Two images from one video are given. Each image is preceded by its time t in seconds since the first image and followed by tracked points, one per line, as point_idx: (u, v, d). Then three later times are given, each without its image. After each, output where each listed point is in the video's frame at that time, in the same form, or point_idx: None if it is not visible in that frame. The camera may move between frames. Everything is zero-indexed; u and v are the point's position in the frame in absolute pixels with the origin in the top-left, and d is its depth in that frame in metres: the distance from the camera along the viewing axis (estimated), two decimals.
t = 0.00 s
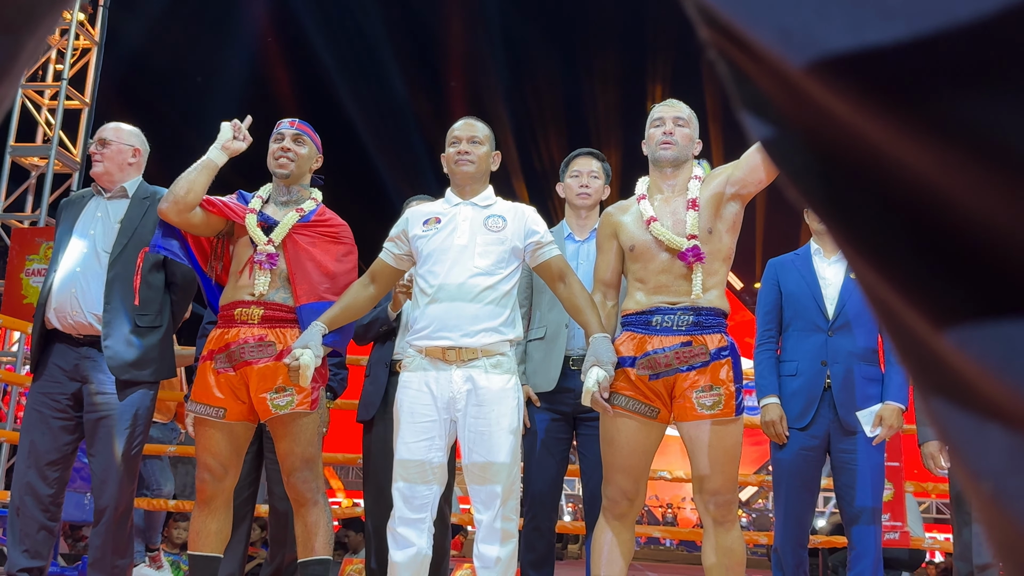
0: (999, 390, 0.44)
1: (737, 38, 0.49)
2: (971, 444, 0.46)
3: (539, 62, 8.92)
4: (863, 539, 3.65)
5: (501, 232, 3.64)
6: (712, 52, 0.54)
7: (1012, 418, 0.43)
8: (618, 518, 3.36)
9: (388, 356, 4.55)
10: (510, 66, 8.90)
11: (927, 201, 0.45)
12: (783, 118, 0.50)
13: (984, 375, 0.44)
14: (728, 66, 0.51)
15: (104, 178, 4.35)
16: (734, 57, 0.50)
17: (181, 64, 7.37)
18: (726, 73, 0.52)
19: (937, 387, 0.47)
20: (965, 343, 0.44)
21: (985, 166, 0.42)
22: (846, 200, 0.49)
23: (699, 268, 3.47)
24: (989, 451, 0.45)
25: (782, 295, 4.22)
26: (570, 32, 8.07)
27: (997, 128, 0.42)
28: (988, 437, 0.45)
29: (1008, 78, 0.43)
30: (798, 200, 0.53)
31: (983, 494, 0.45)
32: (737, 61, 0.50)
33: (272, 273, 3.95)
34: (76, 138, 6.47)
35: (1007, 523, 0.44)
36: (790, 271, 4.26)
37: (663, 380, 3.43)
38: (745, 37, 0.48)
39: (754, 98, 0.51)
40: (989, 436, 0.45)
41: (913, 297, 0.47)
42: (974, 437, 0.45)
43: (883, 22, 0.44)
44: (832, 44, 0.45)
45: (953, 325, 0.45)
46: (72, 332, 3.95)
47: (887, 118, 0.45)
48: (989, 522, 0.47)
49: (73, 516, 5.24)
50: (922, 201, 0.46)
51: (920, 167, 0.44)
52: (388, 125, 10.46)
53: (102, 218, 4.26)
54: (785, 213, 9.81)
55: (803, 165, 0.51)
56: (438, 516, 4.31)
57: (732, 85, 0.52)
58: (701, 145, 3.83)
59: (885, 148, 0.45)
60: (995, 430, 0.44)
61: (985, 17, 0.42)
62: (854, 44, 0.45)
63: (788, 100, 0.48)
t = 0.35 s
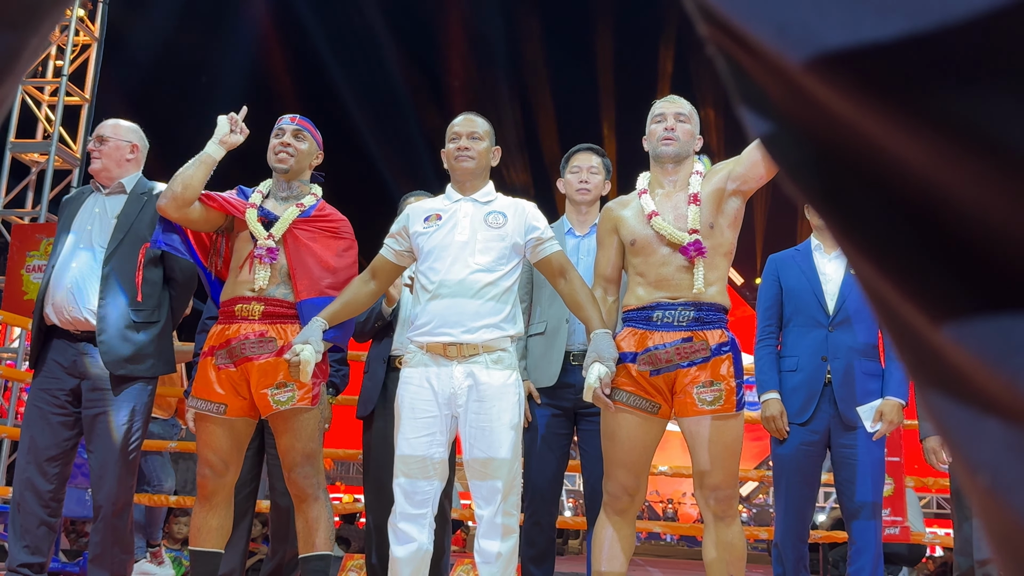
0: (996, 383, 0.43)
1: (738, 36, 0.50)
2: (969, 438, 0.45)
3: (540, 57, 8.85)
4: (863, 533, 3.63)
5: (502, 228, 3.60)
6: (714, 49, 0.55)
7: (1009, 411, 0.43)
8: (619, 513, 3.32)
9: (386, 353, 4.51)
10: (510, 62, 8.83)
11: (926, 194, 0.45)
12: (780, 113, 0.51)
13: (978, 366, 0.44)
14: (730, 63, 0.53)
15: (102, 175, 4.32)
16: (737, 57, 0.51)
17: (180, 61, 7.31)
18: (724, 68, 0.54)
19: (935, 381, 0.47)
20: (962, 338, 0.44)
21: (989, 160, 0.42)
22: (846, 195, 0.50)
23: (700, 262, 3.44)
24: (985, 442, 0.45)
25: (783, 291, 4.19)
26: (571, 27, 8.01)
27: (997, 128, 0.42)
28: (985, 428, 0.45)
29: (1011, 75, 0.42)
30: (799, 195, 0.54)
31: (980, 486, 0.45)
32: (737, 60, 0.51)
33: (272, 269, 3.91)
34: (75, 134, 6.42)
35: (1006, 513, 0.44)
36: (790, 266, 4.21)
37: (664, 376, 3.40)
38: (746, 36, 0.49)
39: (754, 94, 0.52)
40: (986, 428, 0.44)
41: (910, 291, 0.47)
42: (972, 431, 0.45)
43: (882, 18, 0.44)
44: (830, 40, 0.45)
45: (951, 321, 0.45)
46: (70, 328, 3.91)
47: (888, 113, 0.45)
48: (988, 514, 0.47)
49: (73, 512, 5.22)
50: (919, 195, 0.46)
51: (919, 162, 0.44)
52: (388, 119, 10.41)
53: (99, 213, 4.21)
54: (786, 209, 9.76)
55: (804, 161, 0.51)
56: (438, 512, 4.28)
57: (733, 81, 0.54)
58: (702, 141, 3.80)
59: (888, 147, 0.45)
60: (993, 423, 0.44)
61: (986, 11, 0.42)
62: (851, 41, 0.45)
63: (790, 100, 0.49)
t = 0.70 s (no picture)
0: (1002, 371, 0.40)
1: (747, 30, 0.44)
2: (978, 430, 0.42)
3: (541, 55, 8.82)
4: (863, 528, 3.58)
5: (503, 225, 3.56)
6: (722, 42, 0.49)
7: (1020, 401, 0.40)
8: (620, 509, 3.29)
9: (387, 348, 4.47)
10: (512, 59, 8.79)
11: (934, 185, 0.41)
12: (790, 109, 0.45)
13: (986, 357, 0.40)
14: (736, 58, 0.47)
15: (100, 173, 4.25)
16: (746, 52, 0.46)
17: (179, 60, 7.27)
18: (734, 62, 0.48)
19: (940, 369, 0.44)
20: (971, 328, 0.40)
21: (982, 143, 0.38)
22: (851, 186, 0.45)
23: (701, 258, 3.39)
24: (994, 436, 0.41)
25: (783, 288, 4.15)
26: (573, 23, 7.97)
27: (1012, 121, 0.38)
28: (994, 418, 0.41)
29: (1015, 67, 0.38)
30: (803, 186, 0.49)
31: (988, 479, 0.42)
32: (748, 54, 0.46)
33: (274, 265, 3.87)
34: (75, 132, 6.38)
35: (1016, 508, 0.42)
36: (791, 264, 4.18)
37: (664, 373, 3.37)
38: (755, 29, 0.43)
39: (760, 87, 0.47)
40: (995, 419, 0.41)
41: (916, 283, 0.43)
42: (981, 421, 0.42)
43: (892, 11, 0.40)
44: (840, 32, 0.40)
45: (961, 310, 0.41)
46: (69, 325, 3.85)
47: (900, 109, 0.41)
48: (995, 508, 0.45)
49: (76, 509, 5.22)
50: (927, 191, 0.41)
51: (929, 155, 0.40)
52: (389, 115, 10.37)
53: (96, 211, 4.18)
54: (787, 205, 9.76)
55: (811, 157, 0.46)
56: (439, 509, 4.25)
57: (739, 72, 0.48)
58: (702, 138, 3.76)
59: (897, 139, 0.41)
60: (1002, 415, 0.41)
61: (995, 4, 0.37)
62: (862, 34, 0.40)
63: (800, 94, 0.44)
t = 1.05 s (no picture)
0: (1008, 364, 0.39)
1: (752, 23, 0.44)
2: (985, 427, 0.41)
3: (543, 53, 8.76)
4: (866, 526, 3.56)
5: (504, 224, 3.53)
6: (724, 36, 0.49)
7: None
8: (621, 508, 3.26)
9: (388, 347, 4.43)
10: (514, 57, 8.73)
11: (939, 179, 0.40)
12: (796, 104, 0.44)
13: (993, 352, 0.39)
14: (741, 51, 0.47)
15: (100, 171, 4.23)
16: (751, 45, 0.45)
17: (180, 58, 7.23)
18: (738, 55, 0.48)
19: (944, 362, 0.42)
20: (979, 324, 0.39)
21: (986, 135, 0.38)
22: (854, 178, 0.44)
23: (703, 257, 3.36)
24: (1001, 431, 0.40)
25: (786, 287, 4.11)
26: (573, 20, 7.93)
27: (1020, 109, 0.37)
28: (1002, 416, 0.40)
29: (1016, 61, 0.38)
30: (806, 179, 0.48)
31: (995, 475, 0.40)
32: (752, 48, 0.45)
33: (274, 264, 3.84)
34: (77, 130, 6.35)
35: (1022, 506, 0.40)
36: (794, 263, 4.14)
37: (666, 371, 3.33)
38: (762, 23, 0.43)
39: (767, 81, 0.46)
40: (1003, 415, 0.40)
41: (923, 276, 0.41)
42: (988, 418, 0.40)
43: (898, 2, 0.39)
44: (846, 24, 0.40)
45: (967, 305, 0.40)
46: (70, 325, 3.83)
47: (907, 103, 0.40)
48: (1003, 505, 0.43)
49: (76, 509, 5.18)
50: (934, 185, 0.41)
51: (935, 148, 0.39)
52: (389, 114, 10.34)
53: (97, 209, 4.14)
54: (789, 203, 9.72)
55: (815, 150, 0.45)
56: (440, 508, 4.21)
57: (744, 69, 0.48)
58: (704, 137, 3.73)
59: (903, 133, 0.40)
60: (1009, 411, 0.40)
61: None
62: (868, 27, 0.40)
63: (805, 89, 0.43)
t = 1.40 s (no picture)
0: (1008, 361, 0.41)
1: (751, 16, 0.46)
2: (984, 421, 0.43)
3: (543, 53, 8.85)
4: (868, 526, 3.64)
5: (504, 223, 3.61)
6: (723, 31, 0.51)
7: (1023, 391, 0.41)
8: (622, 507, 3.34)
9: (392, 346, 4.52)
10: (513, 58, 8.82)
11: (942, 175, 0.43)
12: (798, 100, 0.47)
13: (993, 347, 0.42)
14: (740, 45, 0.49)
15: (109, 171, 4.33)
16: (749, 38, 0.48)
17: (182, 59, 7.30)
18: (738, 52, 0.50)
19: (948, 363, 0.45)
20: (979, 318, 0.42)
21: (985, 128, 0.41)
22: (861, 179, 0.46)
23: (703, 257, 3.44)
24: (999, 426, 0.42)
25: (789, 287, 4.18)
26: (572, 21, 8.03)
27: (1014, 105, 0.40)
28: (1001, 413, 0.42)
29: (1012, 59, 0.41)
30: (808, 176, 0.51)
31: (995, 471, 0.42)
32: (752, 42, 0.48)
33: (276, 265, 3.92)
34: (80, 131, 6.43)
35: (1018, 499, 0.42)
36: (797, 263, 4.21)
37: (667, 369, 3.41)
38: (760, 15, 0.45)
39: (767, 77, 0.49)
40: (1002, 412, 0.42)
41: (927, 274, 0.44)
42: (987, 413, 0.43)
43: None
44: (847, 20, 0.42)
45: (968, 300, 0.42)
46: (72, 323, 3.93)
47: (907, 98, 0.43)
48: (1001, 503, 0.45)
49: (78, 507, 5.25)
50: (934, 180, 0.43)
51: (936, 144, 0.42)
52: (390, 114, 10.42)
53: (102, 208, 4.22)
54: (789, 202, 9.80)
55: (820, 145, 0.48)
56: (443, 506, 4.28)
57: (745, 64, 0.50)
58: (703, 135, 3.80)
59: (903, 127, 0.43)
60: (1009, 407, 0.42)
61: None
62: (869, 21, 0.42)
63: (805, 82, 0.46)
